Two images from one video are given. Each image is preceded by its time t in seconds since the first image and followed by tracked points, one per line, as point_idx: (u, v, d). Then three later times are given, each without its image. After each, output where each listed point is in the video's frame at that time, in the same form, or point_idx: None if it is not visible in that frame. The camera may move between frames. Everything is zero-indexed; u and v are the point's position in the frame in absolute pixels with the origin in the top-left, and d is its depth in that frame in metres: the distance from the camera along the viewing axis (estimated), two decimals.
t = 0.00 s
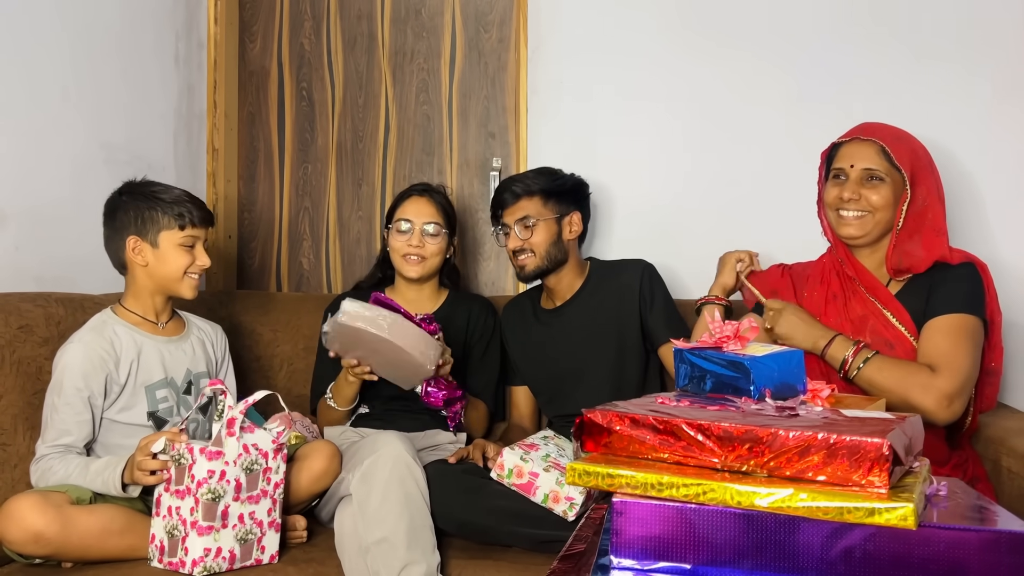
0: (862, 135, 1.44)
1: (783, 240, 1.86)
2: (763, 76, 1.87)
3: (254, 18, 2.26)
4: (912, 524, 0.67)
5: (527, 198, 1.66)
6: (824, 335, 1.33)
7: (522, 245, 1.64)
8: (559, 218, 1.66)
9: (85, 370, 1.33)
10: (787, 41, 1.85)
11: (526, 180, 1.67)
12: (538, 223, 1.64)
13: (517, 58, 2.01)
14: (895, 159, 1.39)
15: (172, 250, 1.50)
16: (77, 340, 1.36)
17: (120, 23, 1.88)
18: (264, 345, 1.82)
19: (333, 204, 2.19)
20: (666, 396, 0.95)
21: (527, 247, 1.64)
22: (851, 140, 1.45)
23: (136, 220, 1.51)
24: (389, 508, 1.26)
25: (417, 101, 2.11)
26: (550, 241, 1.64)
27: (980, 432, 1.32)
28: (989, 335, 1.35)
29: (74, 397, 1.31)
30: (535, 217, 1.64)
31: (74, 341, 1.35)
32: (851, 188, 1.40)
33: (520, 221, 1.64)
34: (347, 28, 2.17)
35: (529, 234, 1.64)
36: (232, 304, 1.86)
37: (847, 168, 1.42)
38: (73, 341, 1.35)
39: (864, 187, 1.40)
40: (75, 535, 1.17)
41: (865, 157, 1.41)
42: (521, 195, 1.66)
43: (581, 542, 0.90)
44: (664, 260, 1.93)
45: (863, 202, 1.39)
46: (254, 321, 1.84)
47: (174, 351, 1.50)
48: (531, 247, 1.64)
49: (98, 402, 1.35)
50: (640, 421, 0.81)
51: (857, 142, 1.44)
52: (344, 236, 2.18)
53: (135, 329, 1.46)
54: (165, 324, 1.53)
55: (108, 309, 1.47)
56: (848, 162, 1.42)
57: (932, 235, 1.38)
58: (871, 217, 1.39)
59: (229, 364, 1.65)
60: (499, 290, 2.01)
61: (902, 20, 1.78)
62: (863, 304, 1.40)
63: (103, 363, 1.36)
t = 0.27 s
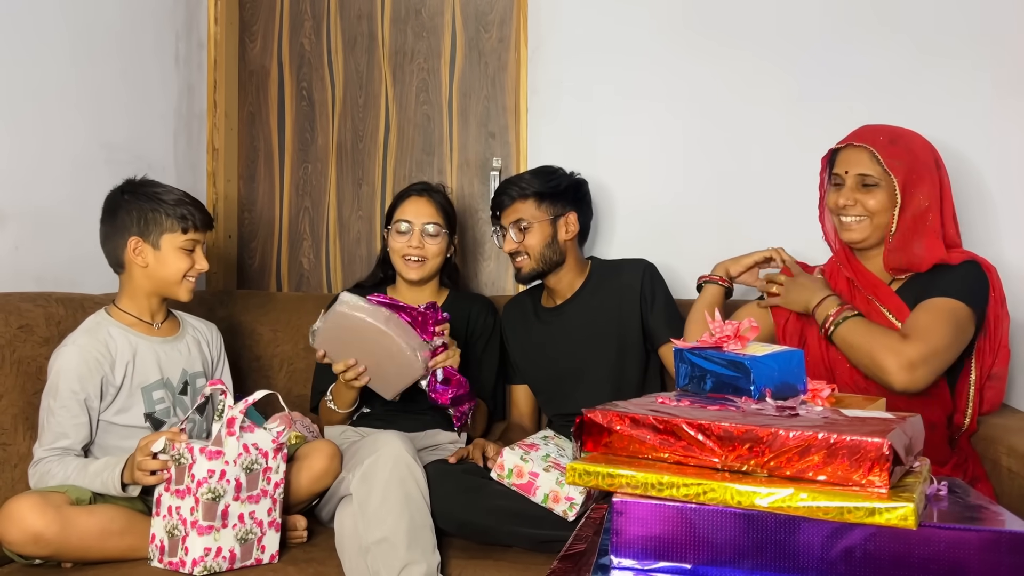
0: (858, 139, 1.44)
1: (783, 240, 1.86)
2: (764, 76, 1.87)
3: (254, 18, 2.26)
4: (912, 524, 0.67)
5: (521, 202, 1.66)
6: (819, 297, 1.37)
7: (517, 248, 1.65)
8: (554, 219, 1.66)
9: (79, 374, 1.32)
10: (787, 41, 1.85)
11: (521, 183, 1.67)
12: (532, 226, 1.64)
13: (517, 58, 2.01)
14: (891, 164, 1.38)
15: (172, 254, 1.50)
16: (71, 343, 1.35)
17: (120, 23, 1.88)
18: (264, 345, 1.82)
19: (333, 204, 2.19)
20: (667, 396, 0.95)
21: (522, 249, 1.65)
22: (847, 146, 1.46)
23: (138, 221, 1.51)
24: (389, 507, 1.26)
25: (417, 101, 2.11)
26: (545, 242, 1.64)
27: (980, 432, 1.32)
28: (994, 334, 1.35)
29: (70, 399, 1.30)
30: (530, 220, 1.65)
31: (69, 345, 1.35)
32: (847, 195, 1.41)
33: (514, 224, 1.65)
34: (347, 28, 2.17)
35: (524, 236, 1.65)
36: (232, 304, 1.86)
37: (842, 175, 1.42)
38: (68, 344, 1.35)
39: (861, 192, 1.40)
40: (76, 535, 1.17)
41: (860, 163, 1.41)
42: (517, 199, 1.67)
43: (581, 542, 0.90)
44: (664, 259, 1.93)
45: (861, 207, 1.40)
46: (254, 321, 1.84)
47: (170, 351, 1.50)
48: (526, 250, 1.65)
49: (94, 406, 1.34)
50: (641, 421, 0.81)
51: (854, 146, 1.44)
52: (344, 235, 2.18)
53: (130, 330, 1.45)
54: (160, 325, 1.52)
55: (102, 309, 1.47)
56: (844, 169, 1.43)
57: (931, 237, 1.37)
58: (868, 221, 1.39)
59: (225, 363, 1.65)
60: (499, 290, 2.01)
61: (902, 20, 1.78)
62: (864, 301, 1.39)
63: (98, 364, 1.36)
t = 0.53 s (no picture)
0: (849, 146, 1.45)
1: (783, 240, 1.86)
2: (764, 76, 1.87)
3: (254, 18, 2.26)
4: (913, 523, 0.67)
5: (520, 201, 1.66)
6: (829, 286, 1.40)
7: (517, 248, 1.65)
8: (553, 218, 1.66)
9: (79, 375, 1.32)
10: (787, 41, 1.85)
11: (520, 183, 1.67)
12: (531, 225, 1.64)
13: (518, 58, 2.01)
14: (874, 169, 1.39)
15: (175, 253, 1.50)
16: (71, 344, 1.35)
17: (120, 23, 1.88)
18: (264, 344, 1.82)
19: (333, 204, 2.19)
20: (667, 396, 0.95)
21: (522, 249, 1.65)
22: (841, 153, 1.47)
23: (141, 220, 1.50)
24: (389, 507, 1.26)
25: (417, 101, 2.10)
26: (545, 241, 1.64)
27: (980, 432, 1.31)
28: (999, 334, 1.35)
29: (69, 400, 1.30)
30: (529, 219, 1.65)
31: (68, 345, 1.35)
32: (840, 199, 1.43)
33: (513, 224, 1.65)
34: (347, 28, 2.16)
35: (523, 236, 1.64)
36: (232, 304, 1.86)
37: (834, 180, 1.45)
38: (67, 345, 1.35)
39: (853, 197, 1.42)
40: (76, 535, 1.17)
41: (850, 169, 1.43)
42: (515, 199, 1.67)
43: (581, 542, 0.90)
44: (664, 259, 1.93)
45: (853, 210, 1.42)
46: (254, 321, 1.84)
47: (169, 351, 1.50)
48: (526, 250, 1.64)
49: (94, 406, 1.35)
50: (641, 421, 0.81)
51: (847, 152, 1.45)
52: (345, 235, 2.18)
53: (129, 330, 1.45)
54: (160, 325, 1.52)
55: (102, 309, 1.47)
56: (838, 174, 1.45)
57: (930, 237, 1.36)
58: (861, 224, 1.40)
59: (224, 363, 1.65)
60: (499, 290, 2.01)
61: (903, 20, 1.78)
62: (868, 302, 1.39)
63: (98, 365, 1.36)
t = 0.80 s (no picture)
0: (846, 150, 1.46)
1: (783, 240, 1.86)
2: (764, 76, 1.87)
3: (254, 17, 2.26)
4: (913, 523, 0.67)
5: (519, 201, 1.66)
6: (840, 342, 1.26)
7: (516, 249, 1.65)
8: (551, 218, 1.66)
9: (77, 373, 1.32)
10: (787, 41, 1.85)
11: (518, 183, 1.67)
12: (529, 225, 1.64)
13: (518, 58, 2.01)
14: (868, 173, 1.40)
15: (177, 255, 1.50)
16: (69, 343, 1.35)
17: (120, 23, 1.87)
18: (264, 344, 1.82)
19: (333, 204, 2.19)
20: (667, 396, 0.95)
21: (521, 249, 1.65)
22: (839, 156, 1.48)
23: (144, 220, 1.50)
24: (389, 507, 1.26)
25: (418, 101, 2.10)
26: (544, 241, 1.64)
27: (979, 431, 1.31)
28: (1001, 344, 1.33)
29: (68, 399, 1.30)
30: (527, 219, 1.64)
31: (66, 344, 1.35)
32: (836, 202, 1.43)
33: (511, 224, 1.64)
34: (347, 28, 2.16)
35: (522, 236, 1.64)
36: (233, 304, 1.86)
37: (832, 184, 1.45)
38: (66, 344, 1.35)
39: (849, 199, 1.42)
40: (75, 534, 1.17)
41: (846, 172, 1.43)
42: (513, 199, 1.67)
43: (581, 542, 0.90)
44: (664, 259, 1.93)
45: (849, 213, 1.42)
46: (254, 321, 1.84)
47: (168, 351, 1.50)
48: (525, 249, 1.64)
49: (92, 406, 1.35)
50: (641, 421, 0.81)
51: (844, 156, 1.46)
52: (345, 235, 2.18)
53: (128, 329, 1.45)
54: (159, 324, 1.52)
55: (101, 309, 1.47)
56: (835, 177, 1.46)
57: (927, 239, 1.36)
58: (857, 227, 1.41)
59: (224, 363, 1.65)
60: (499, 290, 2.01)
61: (903, 20, 1.78)
62: (872, 312, 1.39)
63: (96, 364, 1.36)
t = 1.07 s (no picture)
0: (856, 151, 1.46)
1: (783, 240, 1.85)
2: (764, 76, 1.87)
3: (254, 17, 2.26)
4: (912, 524, 0.67)
5: (517, 202, 1.66)
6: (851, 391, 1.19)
7: (515, 249, 1.64)
8: (550, 218, 1.66)
9: (76, 371, 1.32)
10: (786, 41, 1.85)
11: (516, 184, 1.67)
12: (528, 226, 1.64)
13: (517, 58, 2.01)
14: (886, 176, 1.40)
15: (176, 256, 1.50)
16: (67, 341, 1.35)
17: (120, 23, 1.87)
18: (264, 344, 1.82)
19: (333, 204, 2.19)
20: (666, 396, 0.95)
21: (520, 250, 1.65)
22: (845, 159, 1.47)
23: (144, 220, 1.50)
24: (389, 507, 1.26)
25: (417, 101, 2.10)
26: (542, 241, 1.64)
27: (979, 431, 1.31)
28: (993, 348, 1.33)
29: (66, 396, 1.30)
30: (526, 220, 1.64)
31: (64, 342, 1.35)
32: (845, 205, 1.42)
33: (511, 225, 1.64)
34: (347, 28, 2.16)
35: (520, 237, 1.64)
36: (232, 304, 1.86)
37: (840, 186, 1.44)
38: (64, 342, 1.35)
39: (858, 203, 1.42)
40: (75, 534, 1.17)
41: (855, 175, 1.43)
42: (512, 200, 1.67)
43: (580, 542, 0.90)
44: (664, 258, 1.93)
45: (858, 217, 1.41)
46: (253, 321, 1.84)
47: (166, 350, 1.49)
48: (524, 251, 1.64)
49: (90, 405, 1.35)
50: (641, 421, 0.81)
51: (853, 158, 1.45)
52: (345, 235, 2.17)
53: (126, 328, 1.45)
54: (157, 324, 1.52)
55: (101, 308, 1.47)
56: (842, 180, 1.44)
57: (930, 247, 1.38)
58: (866, 232, 1.41)
59: (223, 363, 1.65)
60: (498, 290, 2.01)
61: (903, 19, 1.78)
62: (866, 324, 1.40)
63: (94, 362, 1.36)
